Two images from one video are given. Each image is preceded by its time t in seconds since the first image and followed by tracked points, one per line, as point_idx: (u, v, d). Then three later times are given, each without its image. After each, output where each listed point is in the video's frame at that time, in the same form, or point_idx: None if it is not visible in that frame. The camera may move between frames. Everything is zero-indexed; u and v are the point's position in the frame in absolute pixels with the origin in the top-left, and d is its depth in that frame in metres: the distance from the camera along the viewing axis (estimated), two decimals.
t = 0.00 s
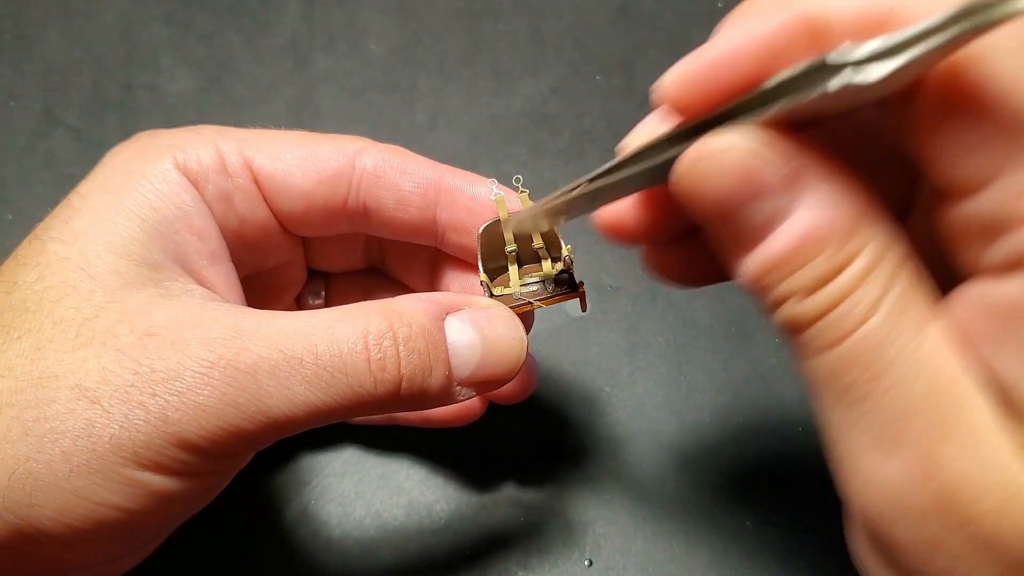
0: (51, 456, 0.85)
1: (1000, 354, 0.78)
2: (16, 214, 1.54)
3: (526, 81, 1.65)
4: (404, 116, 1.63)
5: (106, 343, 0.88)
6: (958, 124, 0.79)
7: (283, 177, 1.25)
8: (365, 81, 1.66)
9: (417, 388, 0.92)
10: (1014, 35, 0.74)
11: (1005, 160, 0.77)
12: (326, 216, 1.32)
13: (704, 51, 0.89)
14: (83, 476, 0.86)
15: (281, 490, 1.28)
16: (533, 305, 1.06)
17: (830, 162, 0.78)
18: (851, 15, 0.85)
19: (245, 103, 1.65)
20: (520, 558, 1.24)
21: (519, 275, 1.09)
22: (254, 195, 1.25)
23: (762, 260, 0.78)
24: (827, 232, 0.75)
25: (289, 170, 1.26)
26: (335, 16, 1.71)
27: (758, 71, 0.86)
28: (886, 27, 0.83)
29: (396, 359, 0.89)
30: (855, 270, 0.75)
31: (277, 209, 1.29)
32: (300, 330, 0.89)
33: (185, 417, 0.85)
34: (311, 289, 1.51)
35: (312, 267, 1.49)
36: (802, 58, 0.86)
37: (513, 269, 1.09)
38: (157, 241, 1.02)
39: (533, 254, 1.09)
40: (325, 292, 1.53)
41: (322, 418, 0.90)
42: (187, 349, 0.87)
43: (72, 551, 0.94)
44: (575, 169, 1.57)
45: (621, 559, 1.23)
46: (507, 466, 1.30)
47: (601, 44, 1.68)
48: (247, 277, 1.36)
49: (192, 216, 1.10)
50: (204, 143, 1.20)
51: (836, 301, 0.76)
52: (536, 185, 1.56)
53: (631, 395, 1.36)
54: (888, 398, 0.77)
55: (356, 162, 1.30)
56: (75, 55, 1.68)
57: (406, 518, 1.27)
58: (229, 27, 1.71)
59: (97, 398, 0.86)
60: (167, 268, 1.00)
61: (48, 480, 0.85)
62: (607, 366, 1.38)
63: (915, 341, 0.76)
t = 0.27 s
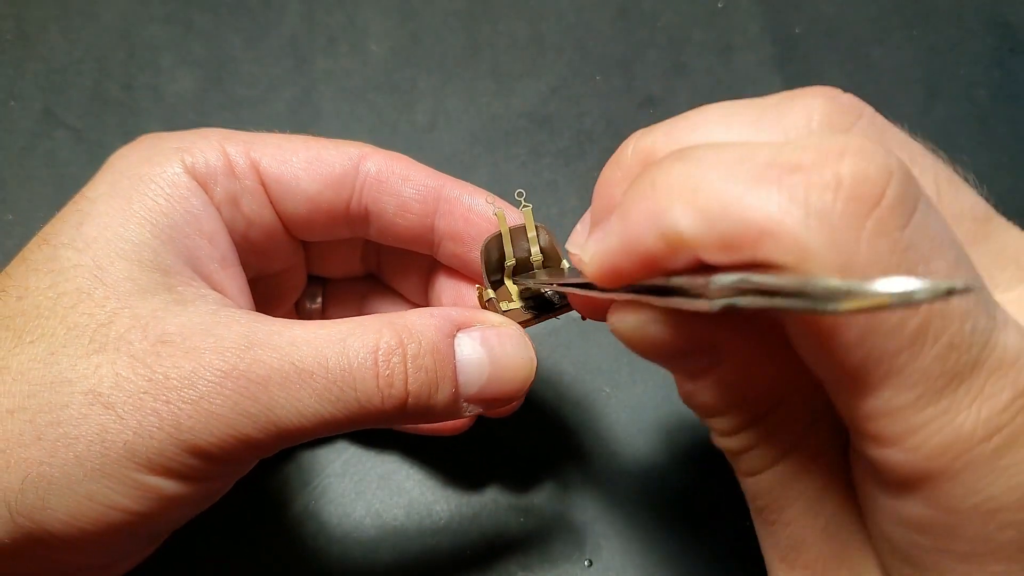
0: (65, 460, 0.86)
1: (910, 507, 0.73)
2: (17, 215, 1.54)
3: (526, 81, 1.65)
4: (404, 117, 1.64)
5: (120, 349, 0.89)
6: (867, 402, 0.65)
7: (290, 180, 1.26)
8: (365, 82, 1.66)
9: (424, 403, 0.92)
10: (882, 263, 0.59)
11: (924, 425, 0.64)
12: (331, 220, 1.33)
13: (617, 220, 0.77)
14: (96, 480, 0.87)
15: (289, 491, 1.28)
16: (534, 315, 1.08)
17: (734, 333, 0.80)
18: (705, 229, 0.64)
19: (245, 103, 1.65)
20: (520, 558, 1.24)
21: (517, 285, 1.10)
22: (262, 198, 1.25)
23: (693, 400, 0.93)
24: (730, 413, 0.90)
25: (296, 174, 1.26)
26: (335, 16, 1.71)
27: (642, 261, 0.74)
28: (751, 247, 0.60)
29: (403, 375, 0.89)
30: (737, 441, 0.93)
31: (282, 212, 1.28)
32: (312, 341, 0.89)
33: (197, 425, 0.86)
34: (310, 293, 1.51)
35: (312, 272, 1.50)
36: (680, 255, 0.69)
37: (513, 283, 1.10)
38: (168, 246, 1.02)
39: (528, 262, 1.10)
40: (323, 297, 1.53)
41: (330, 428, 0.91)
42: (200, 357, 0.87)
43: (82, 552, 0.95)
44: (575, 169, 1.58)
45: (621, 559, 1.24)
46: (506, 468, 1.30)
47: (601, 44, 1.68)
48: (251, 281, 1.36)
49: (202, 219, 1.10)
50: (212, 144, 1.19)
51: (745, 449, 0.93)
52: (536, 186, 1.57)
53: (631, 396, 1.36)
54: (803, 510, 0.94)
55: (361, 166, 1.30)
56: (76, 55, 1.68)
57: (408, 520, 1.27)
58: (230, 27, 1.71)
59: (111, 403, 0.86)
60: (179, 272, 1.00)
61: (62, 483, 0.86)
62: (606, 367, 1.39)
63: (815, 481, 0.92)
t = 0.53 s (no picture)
0: (70, 464, 0.86)
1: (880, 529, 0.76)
2: (17, 215, 1.54)
3: (526, 81, 1.65)
4: (403, 117, 1.64)
5: (123, 353, 0.89)
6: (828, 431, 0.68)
7: (290, 182, 1.26)
8: (365, 82, 1.66)
9: (425, 409, 0.92)
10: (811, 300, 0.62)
11: (887, 450, 0.67)
12: (329, 222, 1.32)
13: (567, 257, 0.77)
14: (101, 484, 0.87)
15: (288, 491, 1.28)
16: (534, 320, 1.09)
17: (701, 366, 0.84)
18: (646, 273, 0.66)
19: (245, 103, 1.65)
20: (520, 559, 1.24)
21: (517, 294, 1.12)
22: (262, 200, 1.25)
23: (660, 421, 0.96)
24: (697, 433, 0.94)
25: (297, 176, 1.26)
26: (335, 16, 1.71)
27: (593, 297, 0.75)
28: (686, 290, 0.62)
29: (406, 384, 0.90)
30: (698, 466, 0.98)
31: (282, 213, 1.28)
32: (316, 346, 0.89)
33: (202, 429, 0.86)
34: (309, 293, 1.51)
35: (311, 273, 1.49)
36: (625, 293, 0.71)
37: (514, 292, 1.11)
38: (170, 247, 1.02)
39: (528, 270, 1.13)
40: (321, 299, 1.53)
41: (334, 433, 0.91)
42: (204, 362, 0.87)
43: (86, 555, 0.96)
44: (575, 170, 1.58)
45: (620, 559, 1.24)
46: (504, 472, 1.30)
47: (601, 44, 1.68)
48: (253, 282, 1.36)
49: (204, 221, 1.09)
50: (213, 146, 1.19)
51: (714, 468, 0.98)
52: (536, 186, 1.57)
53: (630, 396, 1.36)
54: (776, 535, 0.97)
55: (361, 168, 1.30)
56: (76, 55, 1.68)
57: (408, 520, 1.27)
58: (229, 27, 1.71)
59: (115, 408, 0.87)
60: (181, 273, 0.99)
61: (66, 488, 0.86)
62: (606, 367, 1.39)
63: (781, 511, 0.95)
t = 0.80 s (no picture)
0: (73, 469, 0.86)
1: (881, 517, 0.77)
2: (17, 215, 1.55)
3: (526, 81, 1.65)
4: (403, 117, 1.64)
5: (124, 356, 0.89)
6: (824, 417, 0.70)
7: (287, 185, 1.25)
8: (364, 82, 1.66)
9: (430, 408, 0.92)
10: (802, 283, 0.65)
11: (881, 434, 0.69)
12: (325, 225, 1.32)
13: (568, 256, 0.84)
14: (104, 488, 0.87)
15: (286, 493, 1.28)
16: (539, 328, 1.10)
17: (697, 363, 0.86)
18: (641, 264, 0.72)
19: (245, 104, 1.65)
20: (520, 559, 1.25)
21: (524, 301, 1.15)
22: (258, 202, 1.24)
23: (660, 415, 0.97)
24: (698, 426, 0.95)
25: (293, 178, 1.26)
26: (335, 16, 1.71)
27: (593, 292, 0.82)
28: (676, 279, 0.68)
29: (408, 384, 0.90)
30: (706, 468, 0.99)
31: (278, 215, 1.28)
32: (317, 348, 0.89)
33: (204, 433, 0.86)
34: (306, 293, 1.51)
35: (308, 271, 1.49)
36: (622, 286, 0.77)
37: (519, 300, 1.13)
38: (170, 251, 1.02)
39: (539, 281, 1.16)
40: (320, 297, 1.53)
41: (336, 435, 0.92)
42: (206, 366, 0.87)
43: (90, 557, 0.96)
44: (574, 170, 1.58)
45: (620, 559, 1.24)
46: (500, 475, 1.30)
47: (601, 44, 1.68)
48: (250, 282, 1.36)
49: (203, 221, 1.09)
50: (211, 148, 1.19)
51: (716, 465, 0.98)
52: (536, 186, 1.57)
53: (630, 396, 1.36)
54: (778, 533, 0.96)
55: (357, 173, 1.29)
56: (75, 55, 1.68)
57: (408, 521, 1.27)
58: (229, 27, 1.71)
59: (117, 412, 0.87)
60: (181, 275, 1.00)
61: (69, 492, 0.87)
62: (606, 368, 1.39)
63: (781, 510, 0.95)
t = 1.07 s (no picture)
0: (60, 454, 0.85)
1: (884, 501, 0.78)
2: (16, 215, 1.54)
3: (527, 81, 1.65)
4: (403, 116, 1.64)
5: (110, 341, 0.88)
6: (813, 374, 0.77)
7: (284, 180, 1.25)
8: (364, 81, 1.66)
9: (419, 382, 0.92)
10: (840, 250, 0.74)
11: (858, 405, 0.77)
12: (325, 216, 1.32)
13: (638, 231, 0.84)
14: (92, 472, 0.86)
15: (284, 485, 1.28)
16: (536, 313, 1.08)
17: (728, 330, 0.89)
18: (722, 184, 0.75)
19: (244, 103, 1.65)
20: (519, 558, 1.23)
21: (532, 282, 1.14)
22: (254, 198, 1.24)
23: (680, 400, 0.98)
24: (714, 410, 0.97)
25: (289, 173, 1.26)
26: (335, 16, 1.71)
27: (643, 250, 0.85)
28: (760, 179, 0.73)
29: (399, 355, 0.89)
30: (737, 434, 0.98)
31: (277, 211, 1.28)
32: (304, 325, 0.88)
33: (194, 413, 0.86)
34: (309, 283, 1.51)
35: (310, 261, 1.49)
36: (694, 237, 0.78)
37: (527, 277, 1.14)
38: (159, 242, 1.02)
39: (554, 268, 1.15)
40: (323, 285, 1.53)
41: (327, 412, 0.91)
42: (193, 346, 0.87)
43: (81, 551, 0.94)
44: (575, 169, 1.58)
45: (620, 559, 1.23)
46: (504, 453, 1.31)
47: (601, 45, 1.68)
48: (248, 274, 1.36)
49: (194, 216, 1.10)
50: (203, 145, 1.19)
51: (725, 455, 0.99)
52: (537, 185, 1.57)
53: (631, 395, 1.36)
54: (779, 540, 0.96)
55: (356, 162, 1.29)
56: (75, 55, 1.68)
57: (408, 517, 1.26)
58: (230, 27, 1.71)
59: (104, 395, 0.86)
60: (169, 267, 1.00)
61: (57, 477, 0.85)
62: (606, 367, 1.39)
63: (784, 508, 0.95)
